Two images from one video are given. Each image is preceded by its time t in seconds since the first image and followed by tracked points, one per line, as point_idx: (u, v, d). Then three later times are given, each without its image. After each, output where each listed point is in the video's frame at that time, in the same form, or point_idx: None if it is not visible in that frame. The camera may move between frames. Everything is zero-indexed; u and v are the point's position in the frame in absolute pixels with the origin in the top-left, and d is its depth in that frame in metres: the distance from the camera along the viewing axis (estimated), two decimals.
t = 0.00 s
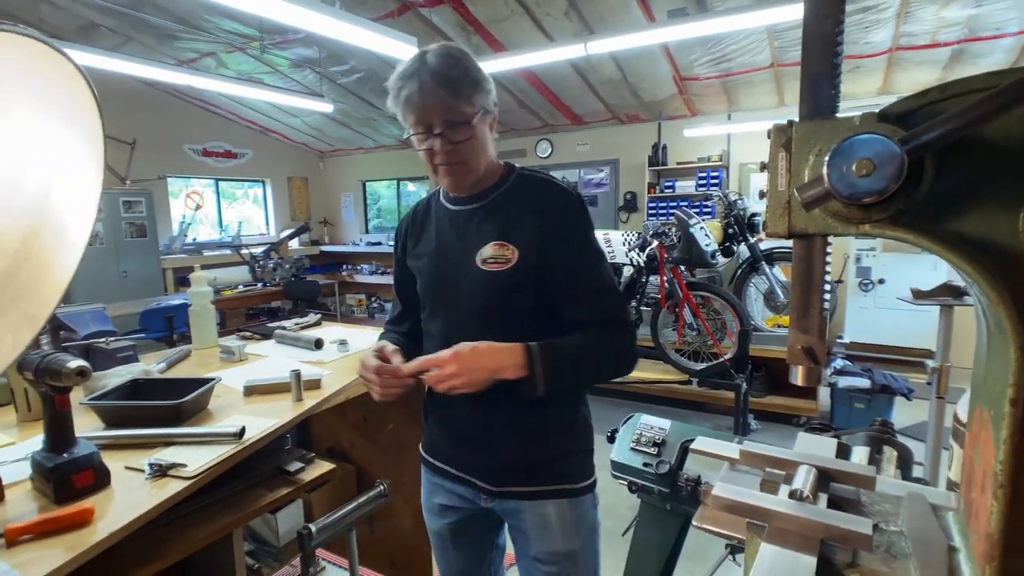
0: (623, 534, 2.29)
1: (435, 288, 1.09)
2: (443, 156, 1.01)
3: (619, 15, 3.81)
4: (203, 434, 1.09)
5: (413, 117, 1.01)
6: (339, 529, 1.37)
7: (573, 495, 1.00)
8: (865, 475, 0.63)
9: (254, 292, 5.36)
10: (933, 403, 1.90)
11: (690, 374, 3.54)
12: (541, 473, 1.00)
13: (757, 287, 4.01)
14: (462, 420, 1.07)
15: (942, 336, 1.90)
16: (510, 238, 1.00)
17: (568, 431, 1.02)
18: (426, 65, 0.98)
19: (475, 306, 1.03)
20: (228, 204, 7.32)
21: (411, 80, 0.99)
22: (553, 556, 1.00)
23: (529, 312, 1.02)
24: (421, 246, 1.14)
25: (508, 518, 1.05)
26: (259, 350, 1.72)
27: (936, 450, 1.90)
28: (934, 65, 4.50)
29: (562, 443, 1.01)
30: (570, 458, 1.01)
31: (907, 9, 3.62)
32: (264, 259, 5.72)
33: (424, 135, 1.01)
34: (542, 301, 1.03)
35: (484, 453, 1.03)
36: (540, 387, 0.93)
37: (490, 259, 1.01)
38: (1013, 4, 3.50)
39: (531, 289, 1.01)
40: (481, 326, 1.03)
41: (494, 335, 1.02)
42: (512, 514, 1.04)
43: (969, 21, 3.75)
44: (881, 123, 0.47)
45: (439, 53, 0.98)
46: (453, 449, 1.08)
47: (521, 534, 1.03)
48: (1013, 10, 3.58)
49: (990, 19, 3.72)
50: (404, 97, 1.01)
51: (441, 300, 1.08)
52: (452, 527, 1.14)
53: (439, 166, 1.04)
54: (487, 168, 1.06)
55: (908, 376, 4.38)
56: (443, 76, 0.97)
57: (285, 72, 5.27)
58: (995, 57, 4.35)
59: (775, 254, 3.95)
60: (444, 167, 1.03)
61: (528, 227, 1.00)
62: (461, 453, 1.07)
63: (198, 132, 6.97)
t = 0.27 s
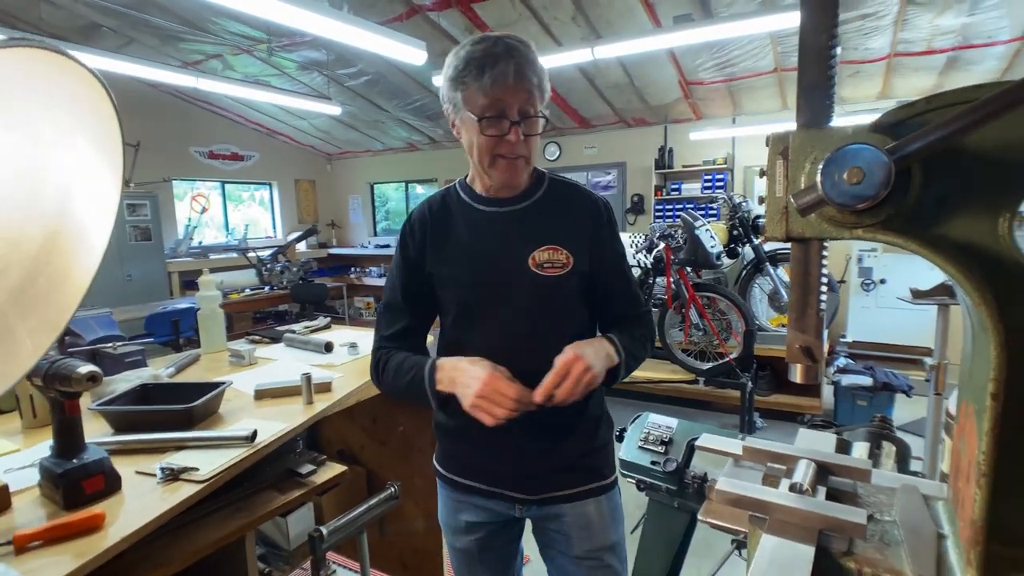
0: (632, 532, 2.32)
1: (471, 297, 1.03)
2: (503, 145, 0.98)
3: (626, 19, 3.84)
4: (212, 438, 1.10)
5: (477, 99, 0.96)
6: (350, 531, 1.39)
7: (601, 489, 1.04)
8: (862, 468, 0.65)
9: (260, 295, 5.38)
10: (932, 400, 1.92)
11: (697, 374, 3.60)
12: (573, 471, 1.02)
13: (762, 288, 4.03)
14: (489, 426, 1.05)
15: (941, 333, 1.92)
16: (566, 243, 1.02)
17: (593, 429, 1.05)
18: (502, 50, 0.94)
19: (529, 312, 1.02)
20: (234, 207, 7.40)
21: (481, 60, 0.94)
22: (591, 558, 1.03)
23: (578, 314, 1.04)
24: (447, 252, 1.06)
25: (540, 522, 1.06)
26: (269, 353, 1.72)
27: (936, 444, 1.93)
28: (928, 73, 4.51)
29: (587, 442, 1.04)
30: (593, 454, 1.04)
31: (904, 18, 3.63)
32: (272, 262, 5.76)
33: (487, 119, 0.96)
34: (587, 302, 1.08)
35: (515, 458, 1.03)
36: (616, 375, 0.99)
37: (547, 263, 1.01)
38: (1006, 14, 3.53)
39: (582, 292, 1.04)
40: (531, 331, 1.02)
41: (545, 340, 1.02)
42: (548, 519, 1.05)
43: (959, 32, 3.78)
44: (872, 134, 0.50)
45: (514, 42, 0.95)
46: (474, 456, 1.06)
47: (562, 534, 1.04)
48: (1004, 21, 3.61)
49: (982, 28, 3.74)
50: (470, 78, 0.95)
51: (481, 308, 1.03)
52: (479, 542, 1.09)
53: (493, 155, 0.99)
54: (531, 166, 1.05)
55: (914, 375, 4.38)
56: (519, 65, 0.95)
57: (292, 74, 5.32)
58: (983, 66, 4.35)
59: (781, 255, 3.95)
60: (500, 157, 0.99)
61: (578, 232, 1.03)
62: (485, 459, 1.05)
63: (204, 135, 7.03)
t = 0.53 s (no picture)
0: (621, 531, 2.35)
1: (515, 306, 0.94)
2: (549, 148, 0.92)
3: (608, 26, 3.89)
4: (201, 451, 1.07)
5: (529, 97, 0.89)
6: (340, 542, 1.40)
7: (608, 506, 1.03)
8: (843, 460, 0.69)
9: (239, 303, 5.30)
10: (907, 394, 1.98)
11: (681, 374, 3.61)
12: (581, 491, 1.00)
13: (743, 288, 4.10)
14: (507, 453, 0.97)
15: (913, 329, 1.99)
16: (598, 252, 1.03)
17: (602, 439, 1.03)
18: (560, 50, 0.90)
19: (566, 322, 0.97)
20: (210, 212, 7.30)
21: (536, 57, 0.89)
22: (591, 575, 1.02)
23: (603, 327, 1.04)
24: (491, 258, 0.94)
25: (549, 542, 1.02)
26: (254, 364, 1.72)
27: (910, 436, 1.99)
28: (897, 78, 4.64)
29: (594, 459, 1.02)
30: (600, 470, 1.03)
31: (873, 27, 3.75)
32: (251, 270, 5.69)
33: (538, 119, 0.90)
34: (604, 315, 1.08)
35: (536, 481, 0.97)
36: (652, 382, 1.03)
37: (588, 271, 1.00)
38: (968, 26, 3.67)
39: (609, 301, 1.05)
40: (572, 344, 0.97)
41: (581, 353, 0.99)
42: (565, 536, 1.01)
43: (925, 40, 3.91)
44: (845, 145, 0.54)
45: (569, 46, 0.92)
46: (487, 482, 0.97)
47: (582, 551, 1.02)
48: (964, 32, 3.75)
49: (944, 38, 3.87)
50: (524, 73, 0.89)
51: (524, 322, 0.94)
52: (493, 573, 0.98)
53: (537, 156, 0.92)
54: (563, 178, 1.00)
55: (891, 371, 4.49)
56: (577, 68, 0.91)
57: (272, 79, 5.28)
58: (946, 74, 4.51)
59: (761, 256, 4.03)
60: (544, 160, 0.93)
61: (603, 243, 1.05)
62: (498, 485, 0.96)
63: (178, 140, 6.94)
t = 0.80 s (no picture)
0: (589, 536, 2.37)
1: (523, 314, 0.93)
2: (556, 159, 0.93)
3: (565, 38, 3.98)
4: (164, 472, 1.03)
5: (542, 106, 0.88)
6: (307, 557, 1.37)
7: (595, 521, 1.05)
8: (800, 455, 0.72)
9: (191, 318, 5.08)
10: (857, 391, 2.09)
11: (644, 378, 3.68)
12: (564, 510, 1.00)
13: (701, 292, 4.22)
14: (495, 474, 0.94)
15: (860, 329, 2.10)
16: (591, 265, 1.06)
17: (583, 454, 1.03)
18: (576, 62, 0.90)
19: (568, 333, 0.98)
20: (156, 224, 7.01)
21: (552, 65, 0.88)
22: None
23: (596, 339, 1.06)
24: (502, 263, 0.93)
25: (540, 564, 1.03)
26: (214, 380, 1.66)
27: (862, 433, 2.08)
28: (843, 89, 4.93)
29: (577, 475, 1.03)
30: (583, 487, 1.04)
31: (817, 40, 3.96)
32: (203, 282, 5.45)
33: (548, 129, 0.89)
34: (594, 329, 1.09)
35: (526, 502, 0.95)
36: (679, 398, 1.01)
37: (586, 282, 1.02)
38: (903, 39, 3.92)
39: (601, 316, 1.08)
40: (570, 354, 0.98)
41: (578, 364, 0.99)
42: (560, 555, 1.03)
43: (866, 52, 4.16)
44: (794, 161, 0.57)
45: (583, 56, 0.91)
46: (474, 502, 0.94)
47: (575, 566, 1.04)
48: (900, 45, 4.01)
49: (882, 52, 4.12)
50: (539, 81, 0.87)
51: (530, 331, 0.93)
52: None
53: (543, 166, 0.93)
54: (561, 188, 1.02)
55: (838, 369, 4.71)
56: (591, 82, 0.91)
57: (223, 86, 5.13)
58: (884, 85, 4.80)
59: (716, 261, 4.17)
60: (548, 171, 0.93)
61: (591, 257, 1.08)
62: (486, 507, 0.94)
63: (122, 149, 6.64)
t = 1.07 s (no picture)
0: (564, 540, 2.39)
1: (493, 324, 0.93)
2: (535, 166, 0.95)
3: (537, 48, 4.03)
4: (133, 483, 1.00)
5: (526, 112, 0.90)
6: (282, 567, 1.35)
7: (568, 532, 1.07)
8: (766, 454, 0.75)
9: (155, 327, 4.93)
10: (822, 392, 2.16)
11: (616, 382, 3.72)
12: (539, 523, 1.01)
13: (671, 298, 4.31)
14: (468, 492, 0.94)
15: (825, 333, 2.17)
16: (558, 273, 1.08)
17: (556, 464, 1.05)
18: (560, 72, 0.92)
19: (538, 343, 0.99)
20: (118, 230, 6.80)
21: (537, 73, 0.89)
22: None
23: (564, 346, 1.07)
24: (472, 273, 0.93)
25: None
26: (184, 390, 1.62)
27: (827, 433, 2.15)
28: (805, 100, 5.11)
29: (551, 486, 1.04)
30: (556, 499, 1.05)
31: (781, 53, 4.11)
32: (167, 289, 5.25)
33: (530, 136, 0.91)
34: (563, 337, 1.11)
35: (502, 517, 0.95)
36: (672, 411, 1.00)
37: (554, 291, 1.04)
38: (862, 53, 4.09)
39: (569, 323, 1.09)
40: (541, 362, 0.99)
41: (548, 371, 1.01)
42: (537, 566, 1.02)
43: (828, 65, 4.33)
44: (758, 172, 0.60)
45: (564, 66, 0.94)
46: (450, 522, 0.93)
47: None
48: (859, 59, 4.18)
49: (844, 65, 4.30)
50: (523, 88, 0.89)
51: (501, 340, 0.94)
52: None
53: (522, 173, 0.95)
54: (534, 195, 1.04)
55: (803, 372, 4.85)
56: (572, 92, 0.94)
57: (189, 90, 5.02)
58: (846, 97, 5.00)
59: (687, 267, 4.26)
60: (526, 177, 0.96)
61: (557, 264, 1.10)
62: (463, 526, 0.93)
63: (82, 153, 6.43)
